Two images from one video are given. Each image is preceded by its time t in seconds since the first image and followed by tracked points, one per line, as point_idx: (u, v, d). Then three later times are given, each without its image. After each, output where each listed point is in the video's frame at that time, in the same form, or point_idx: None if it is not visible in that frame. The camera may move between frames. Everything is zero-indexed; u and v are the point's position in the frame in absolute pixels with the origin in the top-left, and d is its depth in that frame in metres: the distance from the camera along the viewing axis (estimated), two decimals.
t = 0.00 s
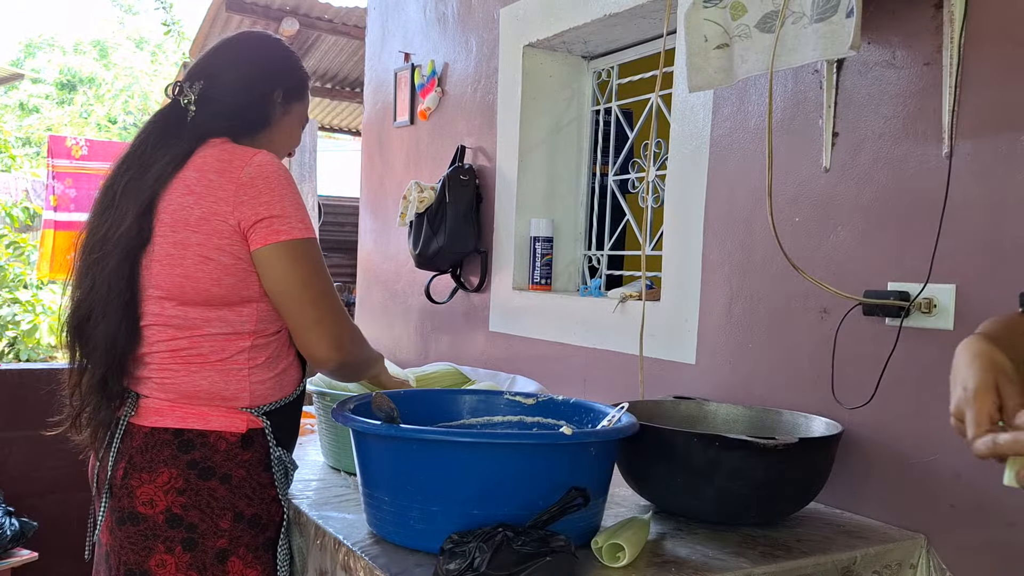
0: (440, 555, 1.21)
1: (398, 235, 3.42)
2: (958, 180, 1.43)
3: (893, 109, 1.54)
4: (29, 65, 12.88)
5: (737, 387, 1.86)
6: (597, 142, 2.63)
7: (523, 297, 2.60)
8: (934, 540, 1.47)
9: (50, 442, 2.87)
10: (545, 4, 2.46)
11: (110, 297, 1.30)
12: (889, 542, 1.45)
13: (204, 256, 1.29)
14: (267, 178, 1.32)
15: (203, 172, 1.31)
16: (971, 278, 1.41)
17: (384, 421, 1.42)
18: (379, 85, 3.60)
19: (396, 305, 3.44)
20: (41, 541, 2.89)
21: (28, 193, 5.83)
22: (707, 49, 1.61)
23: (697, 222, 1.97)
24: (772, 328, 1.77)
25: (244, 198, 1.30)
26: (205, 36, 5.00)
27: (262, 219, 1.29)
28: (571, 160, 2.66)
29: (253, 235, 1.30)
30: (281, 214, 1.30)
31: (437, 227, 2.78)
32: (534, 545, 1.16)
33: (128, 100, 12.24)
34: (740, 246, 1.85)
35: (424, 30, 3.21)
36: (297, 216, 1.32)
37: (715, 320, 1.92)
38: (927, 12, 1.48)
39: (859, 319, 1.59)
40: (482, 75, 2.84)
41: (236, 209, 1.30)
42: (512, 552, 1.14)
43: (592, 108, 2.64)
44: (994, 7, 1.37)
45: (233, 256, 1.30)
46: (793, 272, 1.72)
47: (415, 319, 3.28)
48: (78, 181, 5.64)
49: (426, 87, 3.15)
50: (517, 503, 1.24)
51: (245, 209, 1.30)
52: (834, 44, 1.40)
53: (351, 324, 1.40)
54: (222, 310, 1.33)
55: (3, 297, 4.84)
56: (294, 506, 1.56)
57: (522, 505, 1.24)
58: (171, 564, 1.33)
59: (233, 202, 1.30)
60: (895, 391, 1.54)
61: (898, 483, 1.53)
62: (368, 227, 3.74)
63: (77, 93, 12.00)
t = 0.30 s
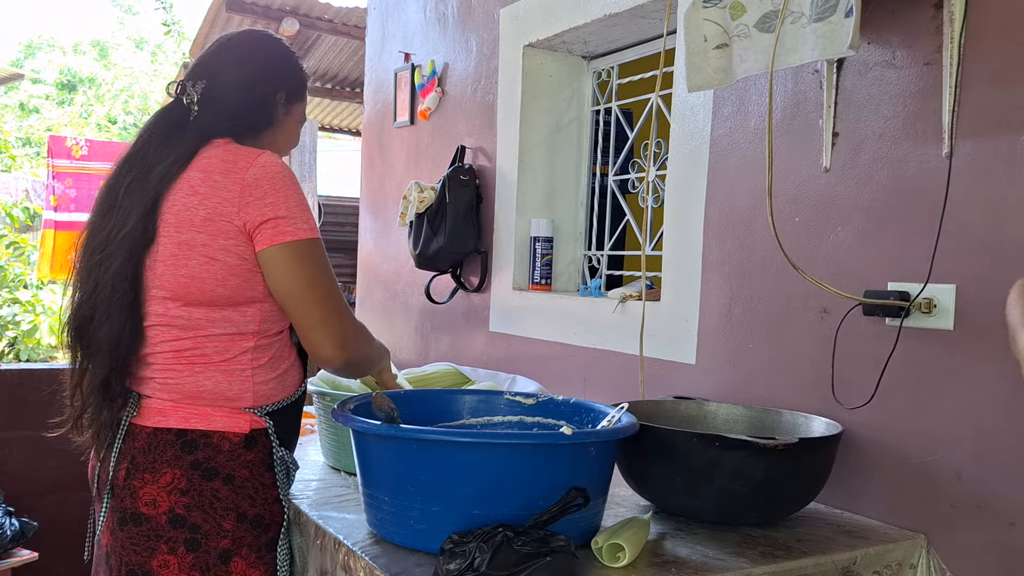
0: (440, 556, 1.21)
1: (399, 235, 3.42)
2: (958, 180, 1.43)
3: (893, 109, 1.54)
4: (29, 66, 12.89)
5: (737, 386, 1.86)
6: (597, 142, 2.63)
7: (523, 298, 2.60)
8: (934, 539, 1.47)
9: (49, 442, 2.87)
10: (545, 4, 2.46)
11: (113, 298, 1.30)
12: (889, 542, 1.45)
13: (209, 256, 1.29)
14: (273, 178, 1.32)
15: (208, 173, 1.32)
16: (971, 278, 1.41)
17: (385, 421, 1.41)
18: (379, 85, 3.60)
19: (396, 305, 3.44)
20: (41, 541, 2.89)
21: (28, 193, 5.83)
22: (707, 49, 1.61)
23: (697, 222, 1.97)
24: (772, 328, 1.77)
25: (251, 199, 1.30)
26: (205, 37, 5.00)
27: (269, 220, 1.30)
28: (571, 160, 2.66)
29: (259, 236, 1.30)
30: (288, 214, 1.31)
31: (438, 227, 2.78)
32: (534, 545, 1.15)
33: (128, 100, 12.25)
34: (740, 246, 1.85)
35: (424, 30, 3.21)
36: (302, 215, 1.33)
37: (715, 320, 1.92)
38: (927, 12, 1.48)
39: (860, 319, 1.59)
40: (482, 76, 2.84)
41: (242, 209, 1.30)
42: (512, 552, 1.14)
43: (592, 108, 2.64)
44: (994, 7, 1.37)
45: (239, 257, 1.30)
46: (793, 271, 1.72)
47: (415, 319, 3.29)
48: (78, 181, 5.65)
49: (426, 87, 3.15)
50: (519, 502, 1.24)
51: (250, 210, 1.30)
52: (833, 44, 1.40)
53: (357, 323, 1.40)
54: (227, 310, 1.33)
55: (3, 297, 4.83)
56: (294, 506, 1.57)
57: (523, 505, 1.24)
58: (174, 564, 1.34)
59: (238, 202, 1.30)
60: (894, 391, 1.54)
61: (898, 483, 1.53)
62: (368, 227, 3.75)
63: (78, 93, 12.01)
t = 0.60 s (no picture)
0: (440, 556, 1.21)
1: (399, 235, 3.42)
2: (958, 180, 1.43)
3: (893, 109, 1.54)
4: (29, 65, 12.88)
5: (737, 386, 1.86)
6: (597, 142, 2.63)
7: (524, 298, 2.60)
8: (934, 539, 1.47)
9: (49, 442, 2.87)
10: (545, 4, 2.46)
11: (114, 299, 1.30)
12: (889, 541, 1.45)
13: (211, 254, 1.29)
14: (272, 174, 1.32)
15: (207, 171, 1.32)
16: (971, 278, 1.41)
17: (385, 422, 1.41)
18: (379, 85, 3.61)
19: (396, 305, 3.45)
20: (41, 541, 2.89)
21: (28, 193, 5.83)
22: (707, 49, 1.61)
23: (697, 222, 1.97)
24: (772, 328, 1.77)
25: (253, 196, 1.30)
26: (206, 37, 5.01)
27: (270, 216, 1.30)
28: (571, 160, 2.66)
29: (259, 231, 1.30)
30: (289, 209, 1.31)
31: (438, 227, 2.78)
32: (534, 545, 1.15)
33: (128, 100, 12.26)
34: (740, 246, 1.85)
35: (424, 30, 3.21)
36: (303, 210, 1.33)
37: (715, 320, 1.92)
38: (927, 12, 1.48)
39: (860, 319, 1.59)
40: (482, 76, 2.84)
41: (243, 206, 1.30)
42: (512, 552, 1.14)
43: (592, 108, 2.64)
44: (994, 7, 1.37)
45: (242, 254, 1.31)
46: (793, 271, 1.72)
47: (416, 319, 3.29)
48: (78, 181, 5.65)
49: (426, 87, 3.15)
50: (520, 502, 1.24)
51: (251, 206, 1.30)
52: (833, 44, 1.40)
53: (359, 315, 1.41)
54: (228, 307, 1.33)
55: (3, 297, 4.82)
56: (294, 506, 1.57)
57: (524, 504, 1.24)
58: (176, 564, 1.34)
59: (239, 199, 1.30)
60: (894, 391, 1.54)
61: (898, 483, 1.53)
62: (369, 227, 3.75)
63: (78, 93, 12.01)
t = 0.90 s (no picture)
0: (441, 556, 1.21)
1: (399, 235, 3.42)
2: (958, 180, 1.43)
3: (893, 109, 1.54)
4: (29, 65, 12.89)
5: (737, 386, 1.86)
6: (597, 143, 2.63)
7: (523, 298, 2.60)
8: (934, 539, 1.47)
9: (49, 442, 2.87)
10: (545, 4, 2.46)
11: (106, 302, 1.29)
12: (890, 541, 1.45)
13: (207, 249, 1.30)
14: (263, 165, 1.32)
15: (197, 167, 1.31)
16: (971, 278, 1.41)
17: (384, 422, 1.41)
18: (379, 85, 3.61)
19: (397, 304, 3.45)
20: (41, 541, 2.89)
21: (28, 193, 5.83)
22: (707, 49, 1.61)
23: (697, 222, 1.98)
24: (772, 328, 1.77)
25: (246, 190, 1.30)
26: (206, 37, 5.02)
27: (269, 207, 1.31)
28: (572, 159, 2.67)
29: (261, 223, 1.31)
30: (284, 200, 1.32)
31: (438, 227, 2.78)
32: (534, 544, 1.15)
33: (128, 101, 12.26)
34: (740, 246, 1.85)
35: (424, 30, 3.22)
36: (296, 197, 1.33)
37: (715, 320, 1.92)
38: (927, 12, 1.48)
39: (860, 319, 1.59)
40: (482, 75, 2.84)
41: (237, 200, 1.30)
42: (512, 552, 1.14)
43: (592, 108, 2.64)
44: (994, 6, 1.37)
45: (239, 248, 1.31)
46: (793, 271, 1.72)
47: (416, 320, 3.29)
48: (78, 181, 5.66)
49: (426, 87, 3.15)
50: (520, 501, 1.24)
51: (246, 199, 1.30)
52: (834, 44, 1.40)
53: (363, 291, 1.46)
54: (224, 302, 1.34)
55: (3, 297, 4.82)
56: (294, 506, 1.57)
57: (524, 504, 1.24)
58: (174, 564, 1.34)
59: (233, 193, 1.30)
60: (894, 391, 1.54)
61: (898, 483, 1.53)
62: (369, 227, 3.75)
63: (78, 93, 12.00)
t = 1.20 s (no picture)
0: (441, 556, 1.21)
1: (399, 235, 3.42)
2: (958, 180, 1.43)
3: (893, 109, 1.54)
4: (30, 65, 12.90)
5: (737, 387, 1.86)
6: (598, 143, 2.64)
7: (524, 297, 2.60)
8: (934, 540, 1.47)
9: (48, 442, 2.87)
10: (545, 4, 2.46)
11: (93, 306, 1.30)
12: (889, 541, 1.45)
13: (194, 246, 1.30)
14: (246, 159, 1.31)
15: (180, 165, 1.30)
16: (971, 278, 1.41)
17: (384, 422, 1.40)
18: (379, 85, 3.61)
19: (396, 304, 3.45)
20: (41, 542, 2.89)
21: (29, 193, 5.84)
22: (707, 49, 1.61)
23: (696, 222, 1.98)
24: (772, 328, 1.77)
25: (229, 185, 1.30)
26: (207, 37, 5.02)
27: (255, 201, 1.30)
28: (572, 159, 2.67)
29: (248, 218, 1.31)
30: (269, 193, 1.31)
31: (438, 227, 2.78)
32: (535, 545, 1.15)
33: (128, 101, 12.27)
34: (740, 246, 1.85)
35: (424, 30, 3.22)
36: (281, 189, 1.32)
37: (715, 321, 1.92)
38: (927, 12, 1.48)
39: (860, 319, 1.59)
40: (482, 75, 2.84)
41: (221, 196, 1.30)
42: (512, 552, 1.14)
43: (592, 108, 2.65)
44: (995, 6, 1.37)
45: (226, 244, 1.31)
46: (793, 271, 1.72)
47: (416, 320, 3.29)
48: (78, 181, 5.66)
49: (426, 87, 3.15)
50: (519, 501, 1.24)
51: (229, 195, 1.30)
52: (835, 44, 1.40)
53: (358, 267, 1.45)
54: (212, 300, 1.33)
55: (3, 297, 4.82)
56: (293, 506, 1.57)
57: (523, 503, 1.24)
58: (167, 563, 1.34)
59: (217, 189, 1.30)
60: (894, 391, 1.54)
61: (898, 482, 1.53)
62: (369, 227, 3.75)
63: (78, 93, 12.01)
